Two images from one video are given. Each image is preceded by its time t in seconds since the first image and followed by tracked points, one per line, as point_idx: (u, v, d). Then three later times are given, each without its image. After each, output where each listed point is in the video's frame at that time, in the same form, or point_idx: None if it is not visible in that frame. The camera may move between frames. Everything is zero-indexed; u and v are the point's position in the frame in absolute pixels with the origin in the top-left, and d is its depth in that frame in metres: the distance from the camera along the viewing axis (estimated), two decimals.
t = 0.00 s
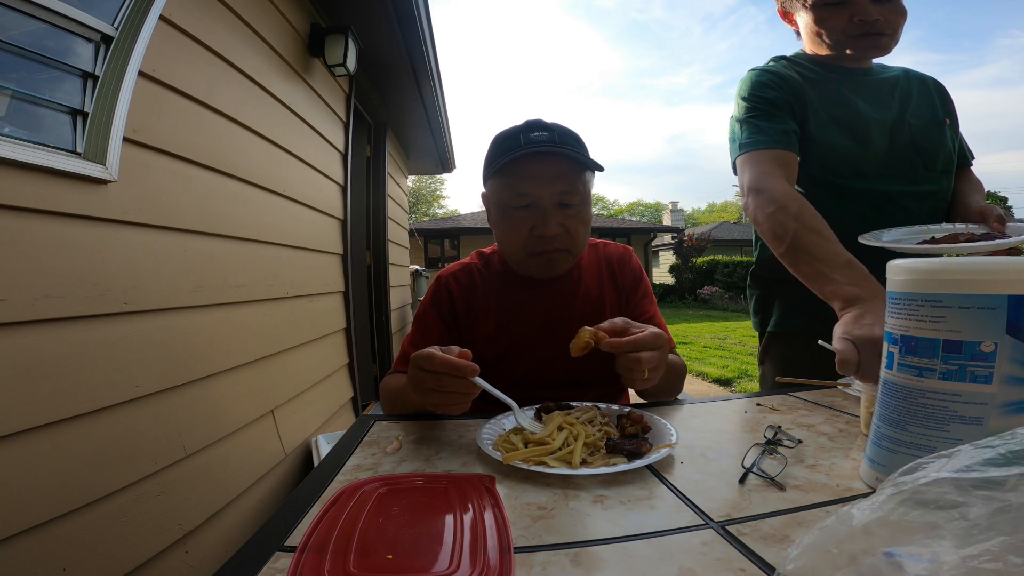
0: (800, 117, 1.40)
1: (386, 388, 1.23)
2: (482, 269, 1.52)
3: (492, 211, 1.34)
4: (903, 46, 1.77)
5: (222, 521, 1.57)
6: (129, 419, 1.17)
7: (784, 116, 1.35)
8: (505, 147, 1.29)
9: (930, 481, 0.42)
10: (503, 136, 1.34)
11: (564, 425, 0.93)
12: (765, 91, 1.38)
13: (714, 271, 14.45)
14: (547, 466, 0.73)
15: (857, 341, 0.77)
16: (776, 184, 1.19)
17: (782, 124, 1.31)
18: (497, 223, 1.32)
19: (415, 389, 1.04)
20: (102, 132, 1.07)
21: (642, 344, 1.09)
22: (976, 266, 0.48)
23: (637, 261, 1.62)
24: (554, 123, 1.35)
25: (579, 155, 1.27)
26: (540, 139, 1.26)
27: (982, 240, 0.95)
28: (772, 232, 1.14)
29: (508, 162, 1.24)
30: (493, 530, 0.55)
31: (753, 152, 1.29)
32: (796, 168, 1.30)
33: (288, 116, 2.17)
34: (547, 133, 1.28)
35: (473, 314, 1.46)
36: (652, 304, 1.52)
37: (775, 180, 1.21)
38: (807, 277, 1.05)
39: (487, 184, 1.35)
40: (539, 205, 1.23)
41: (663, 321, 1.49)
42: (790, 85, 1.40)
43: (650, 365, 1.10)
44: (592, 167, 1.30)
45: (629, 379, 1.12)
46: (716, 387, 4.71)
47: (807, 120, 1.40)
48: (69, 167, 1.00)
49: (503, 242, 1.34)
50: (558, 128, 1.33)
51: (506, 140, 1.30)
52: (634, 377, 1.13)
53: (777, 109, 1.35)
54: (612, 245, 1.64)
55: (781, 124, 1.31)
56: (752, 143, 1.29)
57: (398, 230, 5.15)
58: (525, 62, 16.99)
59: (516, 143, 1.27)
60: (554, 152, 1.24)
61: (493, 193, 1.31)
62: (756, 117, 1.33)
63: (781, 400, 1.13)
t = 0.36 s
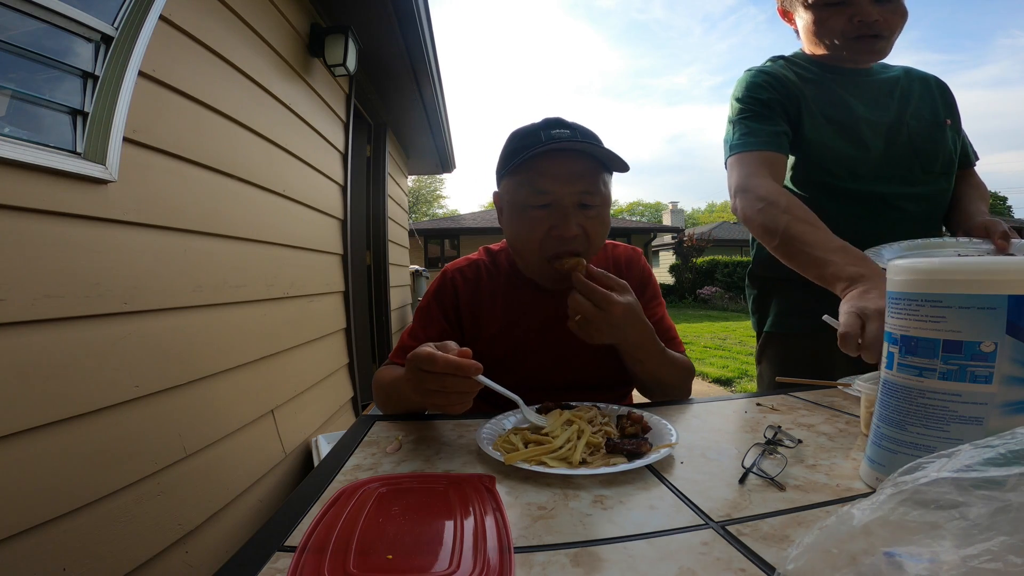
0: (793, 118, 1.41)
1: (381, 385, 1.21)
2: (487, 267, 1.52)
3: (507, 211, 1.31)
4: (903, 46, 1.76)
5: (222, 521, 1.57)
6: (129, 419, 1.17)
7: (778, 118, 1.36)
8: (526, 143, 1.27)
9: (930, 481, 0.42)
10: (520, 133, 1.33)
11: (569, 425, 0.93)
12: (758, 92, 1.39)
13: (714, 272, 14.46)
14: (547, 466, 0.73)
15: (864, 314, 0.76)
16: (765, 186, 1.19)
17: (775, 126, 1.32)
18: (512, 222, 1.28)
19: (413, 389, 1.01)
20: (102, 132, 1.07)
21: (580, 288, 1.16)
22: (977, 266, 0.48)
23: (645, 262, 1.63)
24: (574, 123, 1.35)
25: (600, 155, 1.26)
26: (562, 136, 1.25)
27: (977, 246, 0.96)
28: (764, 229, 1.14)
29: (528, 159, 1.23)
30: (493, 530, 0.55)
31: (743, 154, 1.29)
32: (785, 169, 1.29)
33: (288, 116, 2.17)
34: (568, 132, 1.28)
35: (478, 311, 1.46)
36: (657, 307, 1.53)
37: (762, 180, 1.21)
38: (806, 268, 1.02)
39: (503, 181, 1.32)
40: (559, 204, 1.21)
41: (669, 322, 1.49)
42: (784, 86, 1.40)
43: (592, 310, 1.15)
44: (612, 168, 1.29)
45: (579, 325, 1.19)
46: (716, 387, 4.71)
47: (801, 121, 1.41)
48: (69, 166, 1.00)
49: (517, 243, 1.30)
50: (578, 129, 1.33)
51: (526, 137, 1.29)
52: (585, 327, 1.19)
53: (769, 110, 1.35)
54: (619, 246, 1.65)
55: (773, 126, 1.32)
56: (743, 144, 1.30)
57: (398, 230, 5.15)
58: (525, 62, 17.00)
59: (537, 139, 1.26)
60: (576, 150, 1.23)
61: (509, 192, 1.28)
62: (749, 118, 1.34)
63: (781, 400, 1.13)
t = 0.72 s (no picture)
0: (801, 115, 1.40)
1: (381, 381, 1.20)
2: (491, 267, 1.52)
3: (517, 216, 1.30)
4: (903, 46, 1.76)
5: (222, 521, 1.57)
6: (129, 419, 1.17)
7: (786, 115, 1.35)
8: (536, 145, 1.27)
9: (930, 481, 0.42)
10: (531, 135, 1.32)
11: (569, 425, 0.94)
12: (765, 88, 1.38)
13: (713, 272, 14.47)
14: (548, 466, 0.73)
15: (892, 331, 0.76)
16: (780, 185, 1.18)
17: (784, 123, 1.31)
18: (522, 226, 1.27)
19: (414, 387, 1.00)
20: (102, 132, 1.07)
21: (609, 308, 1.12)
22: (976, 266, 0.48)
23: (650, 262, 1.62)
24: (586, 124, 1.33)
25: (613, 160, 1.25)
26: (574, 141, 1.25)
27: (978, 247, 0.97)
28: (778, 232, 1.13)
29: (539, 164, 1.21)
30: (493, 530, 0.55)
31: (752, 149, 1.29)
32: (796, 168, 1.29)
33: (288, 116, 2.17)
34: (579, 135, 1.27)
35: (479, 312, 1.46)
36: (665, 310, 1.52)
37: (777, 179, 1.21)
38: (821, 276, 1.03)
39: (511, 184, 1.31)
40: (568, 211, 1.20)
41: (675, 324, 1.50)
42: (791, 83, 1.40)
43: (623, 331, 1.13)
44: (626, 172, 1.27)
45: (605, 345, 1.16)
46: (715, 387, 4.72)
47: (808, 119, 1.41)
48: (69, 167, 1.00)
49: (526, 248, 1.29)
50: (591, 131, 1.32)
51: (537, 139, 1.28)
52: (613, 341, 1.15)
53: (778, 106, 1.35)
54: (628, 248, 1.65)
55: (780, 122, 1.31)
56: (752, 141, 1.29)
57: (398, 230, 5.15)
58: (524, 62, 17.00)
59: (547, 142, 1.25)
60: (589, 156, 1.22)
61: (519, 196, 1.27)
62: (757, 115, 1.34)
63: (781, 400, 1.13)
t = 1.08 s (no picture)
0: (807, 115, 1.40)
1: (378, 373, 1.18)
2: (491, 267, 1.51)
3: (517, 216, 1.29)
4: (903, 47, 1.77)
5: (222, 521, 1.57)
6: (129, 419, 1.17)
7: (793, 114, 1.35)
8: (539, 145, 1.26)
9: (929, 481, 0.42)
10: (534, 135, 1.32)
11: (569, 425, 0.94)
12: (770, 88, 1.38)
13: (713, 271, 14.47)
14: (548, 466, 0.73)
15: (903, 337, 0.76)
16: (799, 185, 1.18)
17: (791, 122, 1.31)
18: (523, 226, 1.27)
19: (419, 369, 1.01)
20: (102, 132, 1.07)
21: (643, 351, 1.04)
22: (976, 266, 0.48)
23: (650, 262, 1.62)
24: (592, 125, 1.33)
25: (617, 164, 1.25)
26: (579, 143, 1.25)
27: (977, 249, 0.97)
28: (795, 236, 1.13)
29: (542, 165, 1.21)
30: (493, 530, 0.55)
31: (763, 149, 1.29)
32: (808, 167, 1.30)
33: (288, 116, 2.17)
34: (584, 137, 1.27)
35: (479, 312, 1.46)
36: (667, 310, 1.51)
37: (796, 181, 1.20)
38: (841, 282, 1.04)
39: (513, 183, 1.31)
40: (569, 214, 1.20)
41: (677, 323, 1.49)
42: (798, 81, 1.40)
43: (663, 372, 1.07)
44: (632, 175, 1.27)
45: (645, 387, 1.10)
46: (715, 387, 4.72)
47: (815, 119, 1.40)
48: (69, 167, 1.00)
49: (525, 249, 1.29)
50: (595, 132, 1.32)
51: (541, 139, 1.28)
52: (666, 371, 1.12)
53: (785, 105, 1.35)
54: (630, 248, 1.64)
55: (785, 122, 1.31)
56: (761, 141, 1.29)
57: (398, 230, 5.15)
58: (524, 62, 17.00)
59: (551, 143, 1.25)
60: (592, 160, 1.22)
61: (520, 196, 1.26)
62: (765, 114, 1.33)
63: (781, 400, 1.13)
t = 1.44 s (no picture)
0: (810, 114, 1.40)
1: (380, 375, 1.17)
2: (488, 265, 1.51)
3: (516, 215, 1.29)
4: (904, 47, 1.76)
5: (222, 521, 1.57)
6: (129, 419, 1.17)
7: (795, 114, 1.34)
8: (538, 144, 1.26)
9: (929, 481, 0.42)
10: (533, 135, 1.31)
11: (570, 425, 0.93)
12: (772, 87, 1.38)
13: (713, 271, 14.46)
14: (548, 466, 0.73)
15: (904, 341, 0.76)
16: (805, 186, 1.18)
17: (795, 121, 1.31)
18: (521, 226, 1.27)
19: (429, 378, 0.99)
20: (102, 131, 1.07)
21: (608, 371, 1.02)
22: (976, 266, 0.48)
23: (645, 258, 1.62)
24: (590, 126, 1.33)
25: (614, 163, 1.25)
26: (577, 142, 1.25)
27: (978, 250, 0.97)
28: (802, 237, 1.13)
29: (540, 165, 1.21)
30: (493, 530, 0.55)
31: (766, 150, 1.29)
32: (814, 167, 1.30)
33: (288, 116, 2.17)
34: (581, 136, 1.27)
35: (478, 311, 1.46)
36: (663, 306, 1.52)
37: (802, 181, 1.20)
38: (843, 285, 1.04)
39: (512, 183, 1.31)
40: (567, 213, 1.20)
41: (676, 319, 1.49)
42: (799, 81, 1.40)
43: (640, 380, 1.03)
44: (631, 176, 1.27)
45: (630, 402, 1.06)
46: (715, 387, 4.72)
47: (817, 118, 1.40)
48: (69, 167, 1.00)
49: (524, 247, 1.29)
50: (592, 131, 1.32)
51: (539, 138, 1.28)
52: (648, 375, 1.08)
53: (787, 104, 1.35)
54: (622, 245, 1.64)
55: (789, 121, 1.31)
56: (765, 140, 1.29)
57: (398, 230, 5.15)
58: (524, 62, 17.01)
59: (549, 143, 1.25)
60: (589, 158, 1.22)
61: (518, 196, 1.26)
62: (766, 114, 1.33)
63: (781, 400, 1.13)
